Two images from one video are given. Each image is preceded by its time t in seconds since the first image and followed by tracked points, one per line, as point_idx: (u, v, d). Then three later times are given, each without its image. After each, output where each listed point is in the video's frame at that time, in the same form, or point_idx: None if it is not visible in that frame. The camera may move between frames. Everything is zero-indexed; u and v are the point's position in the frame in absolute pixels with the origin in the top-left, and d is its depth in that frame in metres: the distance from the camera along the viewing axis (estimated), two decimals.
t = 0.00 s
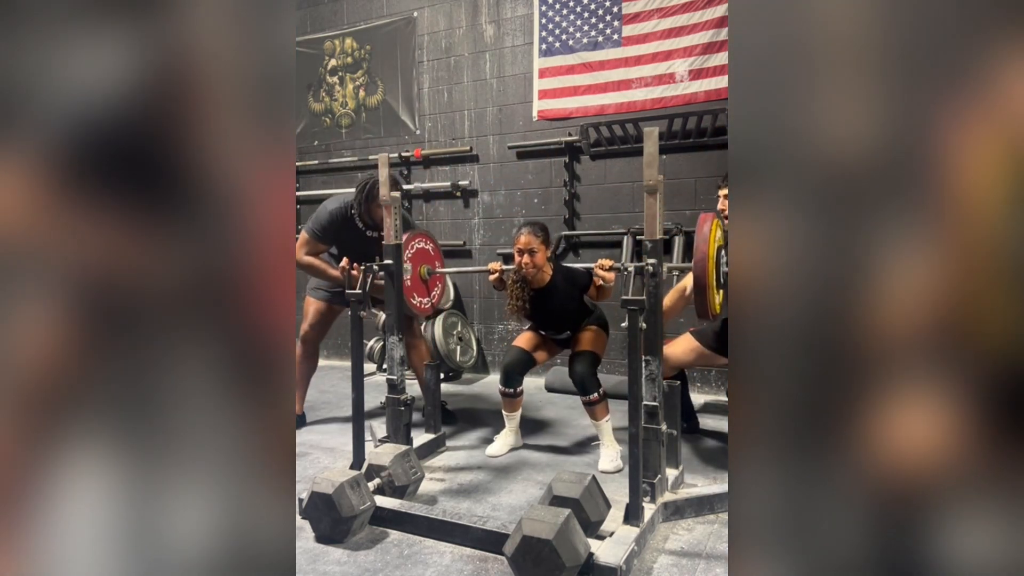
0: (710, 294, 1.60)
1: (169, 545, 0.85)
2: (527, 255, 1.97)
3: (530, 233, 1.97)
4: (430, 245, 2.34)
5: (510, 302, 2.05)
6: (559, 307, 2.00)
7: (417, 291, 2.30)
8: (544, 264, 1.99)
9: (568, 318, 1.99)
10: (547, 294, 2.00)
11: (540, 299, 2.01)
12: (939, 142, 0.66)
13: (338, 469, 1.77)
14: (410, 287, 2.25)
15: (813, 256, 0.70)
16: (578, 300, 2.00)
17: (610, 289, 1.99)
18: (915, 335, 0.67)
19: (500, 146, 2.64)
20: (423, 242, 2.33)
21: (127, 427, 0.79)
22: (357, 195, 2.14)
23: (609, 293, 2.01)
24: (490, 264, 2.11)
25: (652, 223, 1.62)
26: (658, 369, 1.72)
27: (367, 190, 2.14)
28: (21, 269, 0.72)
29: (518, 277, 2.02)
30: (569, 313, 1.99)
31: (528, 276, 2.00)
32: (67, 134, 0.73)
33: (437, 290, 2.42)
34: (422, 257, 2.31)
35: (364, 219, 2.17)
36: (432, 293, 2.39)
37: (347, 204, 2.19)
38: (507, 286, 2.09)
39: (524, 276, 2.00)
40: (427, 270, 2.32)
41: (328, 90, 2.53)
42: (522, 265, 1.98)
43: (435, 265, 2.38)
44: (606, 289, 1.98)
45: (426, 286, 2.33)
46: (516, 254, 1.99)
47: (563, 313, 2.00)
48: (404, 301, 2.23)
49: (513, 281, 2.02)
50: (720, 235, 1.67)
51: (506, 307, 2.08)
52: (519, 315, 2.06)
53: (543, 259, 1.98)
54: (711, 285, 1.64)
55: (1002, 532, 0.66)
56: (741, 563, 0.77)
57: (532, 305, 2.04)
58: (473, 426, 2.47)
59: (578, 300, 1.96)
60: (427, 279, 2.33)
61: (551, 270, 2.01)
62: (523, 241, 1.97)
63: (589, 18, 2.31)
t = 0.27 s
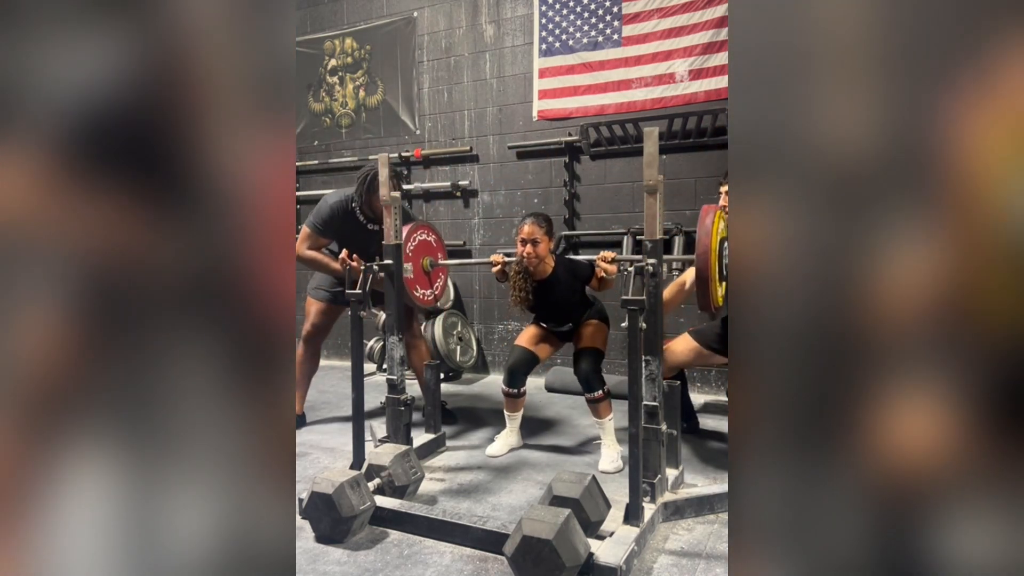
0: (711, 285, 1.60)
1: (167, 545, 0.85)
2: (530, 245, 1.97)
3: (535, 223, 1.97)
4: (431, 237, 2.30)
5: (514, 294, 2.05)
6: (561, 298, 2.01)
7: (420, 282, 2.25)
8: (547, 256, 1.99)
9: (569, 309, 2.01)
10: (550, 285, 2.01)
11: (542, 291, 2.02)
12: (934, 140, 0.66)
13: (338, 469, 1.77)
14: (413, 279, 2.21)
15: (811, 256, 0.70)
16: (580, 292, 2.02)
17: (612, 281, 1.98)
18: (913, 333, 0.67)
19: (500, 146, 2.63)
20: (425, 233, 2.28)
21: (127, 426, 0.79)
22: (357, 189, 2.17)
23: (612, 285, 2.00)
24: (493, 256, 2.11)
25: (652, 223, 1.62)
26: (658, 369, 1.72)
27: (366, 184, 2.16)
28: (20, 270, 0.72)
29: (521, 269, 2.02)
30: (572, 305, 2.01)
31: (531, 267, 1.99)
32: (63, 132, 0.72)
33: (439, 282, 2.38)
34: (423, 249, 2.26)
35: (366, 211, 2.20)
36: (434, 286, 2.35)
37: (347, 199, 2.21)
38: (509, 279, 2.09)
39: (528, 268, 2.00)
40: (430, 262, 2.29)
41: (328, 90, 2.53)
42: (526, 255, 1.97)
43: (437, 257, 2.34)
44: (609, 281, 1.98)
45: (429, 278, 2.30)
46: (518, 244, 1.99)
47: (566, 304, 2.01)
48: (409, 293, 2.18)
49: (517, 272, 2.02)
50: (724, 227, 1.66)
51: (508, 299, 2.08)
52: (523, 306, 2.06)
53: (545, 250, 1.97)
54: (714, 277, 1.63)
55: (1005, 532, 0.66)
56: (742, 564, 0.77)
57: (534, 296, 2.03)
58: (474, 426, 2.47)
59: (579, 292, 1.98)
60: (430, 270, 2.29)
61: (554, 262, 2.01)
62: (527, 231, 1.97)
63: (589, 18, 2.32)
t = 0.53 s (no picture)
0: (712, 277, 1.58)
1: (163, 541, 0.89)
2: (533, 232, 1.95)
3: (539, 210, 1.95)
4: (433, 228, 2.28)
5: (514, 283, 2.02)
6: (562, 288, 2.00)
7: (421, 274, 2.24)
8: (548, 244, 1.98)
9: (569, 300, 2.00)
10: (550, 275, 1.99)
11: (543, 281, 2.00)
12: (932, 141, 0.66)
13: (338, 469, 1.77)
14: (415, 272, 2.19)
15: (808, 257, 0.70)
16: (580, 282, 2.01)
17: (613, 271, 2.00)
18: (911, 332, 0.67)
19: (500, 146, 2.62)
20: (426, 224, 2.27)
21: (125, 425, 0.84)
22: (356, 181, 2.15)
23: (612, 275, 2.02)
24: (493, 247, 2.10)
25: (651, 223, 1.62)
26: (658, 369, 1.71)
27: (366, 174, 2.15)
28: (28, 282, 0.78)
29: (521, 258, 2.00)
30: (572, 294, 2.00)
31: (532, 255, 1.98)
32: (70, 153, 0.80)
33: (439, 274, 2.35)
34: (424, 241, 2.24)
35: (366, 201, 2.18)
36: (435, 277, 2.33)
37: (348, 193, 2.18)
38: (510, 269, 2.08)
39: (529, 256, 1.98)
40: (430, 253, 2.27)
41: (328, 90, 2.55)
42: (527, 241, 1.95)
43: (438, 248, 2.32)
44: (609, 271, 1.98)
45: (429, 270, 2.28)
46: (521, 231, 1.97)
47: (566, 293, 2.00)
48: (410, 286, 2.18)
49: (518, 261, 2.00)
50: (725, 217, 1.63)
51: (509, 290, 2.05)
52: (523, 296, 2.04)
53: (547, 238, 1.96)
54: (715, 269, 1.61)
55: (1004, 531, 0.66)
56: (741, 564, 0.77)
57: (534, 287, 2.01)
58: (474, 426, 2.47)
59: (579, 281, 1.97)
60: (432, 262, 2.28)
61: (555, 251, 2.00)
62: (530, 217, 1.94)
63: (589, 18, 2.31)
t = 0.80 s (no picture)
0: (712, 264, 1.59)
1: (164, 542, 0.90)
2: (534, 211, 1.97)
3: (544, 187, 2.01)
4: (431, 216, 2.29)
5: (513, 270, 2.03)
6: (562, 273, 2.00)
7: (421, 264, 2.27)
8: (548, 226, 1.99)
9: (572, 288, 1.99)
10: (551, 260, 1.99)
11: (542, 266, 2.00)
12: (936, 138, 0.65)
13: (338, 469, 1.77)
14: (416, 261, 2.23)
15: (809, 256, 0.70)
16: (580, 268, 2.01)
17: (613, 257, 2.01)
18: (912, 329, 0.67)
19: (500, 146, 2.62)
20: (425, 213, 2.29)
21: (125, 427, 0.84)
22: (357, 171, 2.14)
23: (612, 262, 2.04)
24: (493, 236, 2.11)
25: (651, 223, 1.62)
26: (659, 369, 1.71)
27: (365, 163, 2.13)
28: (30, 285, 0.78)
29: (521, 243, 2.01)
30: (573, 280, 2.00)
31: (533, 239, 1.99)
32: (65, 157, 0.80)
33: (439, 263, 2.39)
34: (424, 229, 2.26)
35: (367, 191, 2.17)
36: (436, 265, 2.36)
37: (348, 184, 2.17)
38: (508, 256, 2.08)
39: (529, 239, 1.99)
40: (430, 242, 2.30)
41: (328, 90, 2.56)
42: (527, 219, 1.97)
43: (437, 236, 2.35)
44: (609, 256, 2.00)
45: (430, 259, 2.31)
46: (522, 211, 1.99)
47: (566, 278, 2.00)
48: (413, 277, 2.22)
49: (517, 246, 2.01)
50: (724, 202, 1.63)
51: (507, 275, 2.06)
52: (523, 283, 2.04)
53: (547, 219, 1.97)
54: (715, 255, 1.62)
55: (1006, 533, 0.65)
56: (740, 563, 0.78)
57: (534, 272, 2.01)
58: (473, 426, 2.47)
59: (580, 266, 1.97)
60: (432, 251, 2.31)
61: (555, 235, 2.01)
62: (535, 194, 2.00)
63: (589, 18, 2.32)
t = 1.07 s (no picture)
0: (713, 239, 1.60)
1: (163, 541, 0.90)
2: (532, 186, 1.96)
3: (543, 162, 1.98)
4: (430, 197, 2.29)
5: (512, 245, 2.03)
6: (560, 247, 1.97)
7: (422, 245, 2.34)
8: (548, 199, 1.97)
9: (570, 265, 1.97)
10: (549, 232, 1.97)
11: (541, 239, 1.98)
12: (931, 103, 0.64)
13: (338, 469, 1.77)
14: (416, 244, 2.29)
15: (809, 247, 0.69)
16: (579, 244, 1.98)
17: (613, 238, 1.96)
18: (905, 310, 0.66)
19: (500, 146, 2.62)
20: (423, 194, 2.29)
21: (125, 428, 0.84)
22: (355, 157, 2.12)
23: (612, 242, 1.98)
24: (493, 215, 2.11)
25: (651, 222, 1.63)
26: (658, 369, 1.72)
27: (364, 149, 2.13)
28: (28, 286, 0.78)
29: (521, 218, 2.01)
30: (571, 255, 1.97)
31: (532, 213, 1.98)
32: (67, 144, 0.79)
33: (439, 243, 2.43)
34: (424, 211, 2.31)
35: (367, 178, 2.17)
36: (437, 246, 2.42)
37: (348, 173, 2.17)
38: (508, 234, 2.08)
39: (529, 214, 1.99)
40: (430, 223, 2.36)
41: (328, 90, 2.59)
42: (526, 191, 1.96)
43: (437, 217, 2.38)
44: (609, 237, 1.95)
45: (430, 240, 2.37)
46: (522, 184, 1.99)
47: (564, 252, 1.97)
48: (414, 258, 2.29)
49: (518, 222, 2.02)
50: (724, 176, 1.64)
51: (506, 253, 2.06)
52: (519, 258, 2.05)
53: (546, 191, 1.96)
54: (716, 229, 1.63)
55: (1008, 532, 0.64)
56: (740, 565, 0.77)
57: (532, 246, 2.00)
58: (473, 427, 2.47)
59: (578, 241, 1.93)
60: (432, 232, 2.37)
61: (555, 210, 1.99)
62: (534, 169, 1.98)
63: (589, 18, 2.31)
